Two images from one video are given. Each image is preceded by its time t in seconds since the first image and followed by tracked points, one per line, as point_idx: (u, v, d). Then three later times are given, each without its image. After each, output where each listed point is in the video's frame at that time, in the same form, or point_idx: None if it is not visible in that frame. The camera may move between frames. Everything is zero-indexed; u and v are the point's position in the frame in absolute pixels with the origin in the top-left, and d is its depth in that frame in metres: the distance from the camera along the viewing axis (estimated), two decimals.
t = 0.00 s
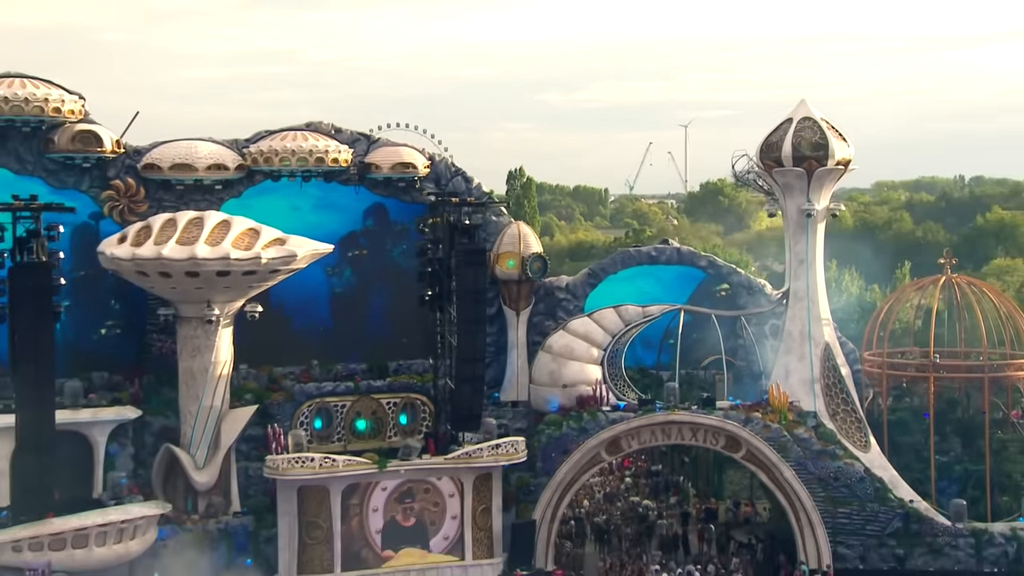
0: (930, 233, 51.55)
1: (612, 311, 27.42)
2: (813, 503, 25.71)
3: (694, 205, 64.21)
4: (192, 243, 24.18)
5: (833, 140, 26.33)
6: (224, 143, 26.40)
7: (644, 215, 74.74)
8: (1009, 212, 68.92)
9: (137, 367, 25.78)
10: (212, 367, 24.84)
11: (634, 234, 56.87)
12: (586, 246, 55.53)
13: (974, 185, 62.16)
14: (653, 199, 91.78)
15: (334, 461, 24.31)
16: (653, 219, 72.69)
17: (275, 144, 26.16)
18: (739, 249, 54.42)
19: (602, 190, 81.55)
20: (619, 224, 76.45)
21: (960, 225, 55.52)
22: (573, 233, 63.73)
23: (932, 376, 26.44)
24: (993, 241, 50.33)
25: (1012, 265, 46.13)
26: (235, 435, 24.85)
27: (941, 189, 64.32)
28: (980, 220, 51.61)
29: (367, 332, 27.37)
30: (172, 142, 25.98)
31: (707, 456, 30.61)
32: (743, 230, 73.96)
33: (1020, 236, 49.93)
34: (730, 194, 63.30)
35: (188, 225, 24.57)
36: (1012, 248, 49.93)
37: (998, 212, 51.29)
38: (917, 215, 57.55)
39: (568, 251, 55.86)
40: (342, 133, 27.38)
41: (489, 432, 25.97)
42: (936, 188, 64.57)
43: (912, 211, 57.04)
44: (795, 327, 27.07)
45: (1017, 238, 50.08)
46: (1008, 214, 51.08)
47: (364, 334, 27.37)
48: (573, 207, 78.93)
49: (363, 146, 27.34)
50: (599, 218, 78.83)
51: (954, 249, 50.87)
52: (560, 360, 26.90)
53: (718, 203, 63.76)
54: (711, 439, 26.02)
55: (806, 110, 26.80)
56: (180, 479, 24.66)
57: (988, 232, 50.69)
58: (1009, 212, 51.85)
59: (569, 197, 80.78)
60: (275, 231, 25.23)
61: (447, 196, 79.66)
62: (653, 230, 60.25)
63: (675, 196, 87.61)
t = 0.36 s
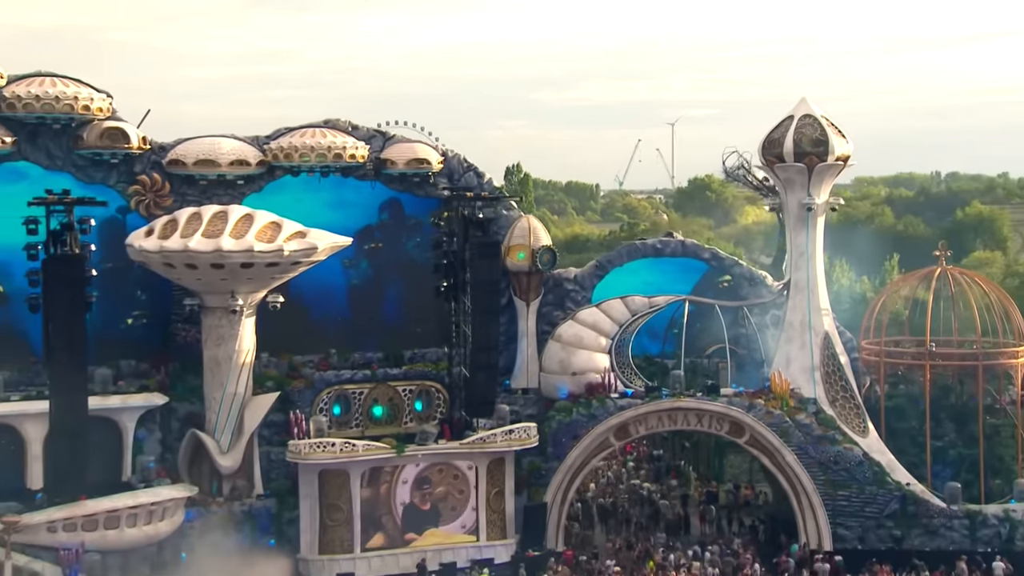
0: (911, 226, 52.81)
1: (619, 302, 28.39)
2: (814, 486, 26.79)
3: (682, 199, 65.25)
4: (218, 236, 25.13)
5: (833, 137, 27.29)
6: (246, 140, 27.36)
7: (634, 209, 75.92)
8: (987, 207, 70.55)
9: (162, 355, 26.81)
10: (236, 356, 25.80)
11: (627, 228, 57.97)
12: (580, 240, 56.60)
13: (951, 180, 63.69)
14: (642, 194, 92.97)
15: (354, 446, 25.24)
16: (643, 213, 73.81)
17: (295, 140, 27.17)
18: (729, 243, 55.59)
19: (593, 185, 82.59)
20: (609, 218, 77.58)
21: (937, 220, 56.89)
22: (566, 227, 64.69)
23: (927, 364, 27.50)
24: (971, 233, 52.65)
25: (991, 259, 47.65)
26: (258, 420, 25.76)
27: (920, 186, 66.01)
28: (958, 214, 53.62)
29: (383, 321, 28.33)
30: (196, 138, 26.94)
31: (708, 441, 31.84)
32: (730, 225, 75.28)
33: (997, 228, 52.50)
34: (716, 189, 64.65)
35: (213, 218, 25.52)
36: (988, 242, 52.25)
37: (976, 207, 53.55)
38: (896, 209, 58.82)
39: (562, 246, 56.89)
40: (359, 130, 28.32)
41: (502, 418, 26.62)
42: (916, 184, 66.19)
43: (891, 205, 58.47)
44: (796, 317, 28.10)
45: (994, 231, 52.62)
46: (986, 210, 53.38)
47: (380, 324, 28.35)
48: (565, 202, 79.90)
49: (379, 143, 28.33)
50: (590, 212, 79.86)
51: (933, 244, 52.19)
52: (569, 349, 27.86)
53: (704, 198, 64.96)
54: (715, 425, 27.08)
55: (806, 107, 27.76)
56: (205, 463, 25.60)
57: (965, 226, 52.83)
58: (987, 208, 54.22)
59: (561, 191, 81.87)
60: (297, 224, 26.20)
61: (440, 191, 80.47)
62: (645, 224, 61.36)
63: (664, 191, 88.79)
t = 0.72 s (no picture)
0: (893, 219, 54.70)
1: (625, 293, 29.47)
2: (813, 469, 27.89)
3: (670, 194, 67.54)
4: (240, 229, 26.11)
5: (830, 133, 28.34)
6: (265, 136, 28.39)
7: (624, 204, 77.16)
8: (967, 202, 72.15)
9: (185, 344, 27.84)
10: (257, 345, 26.82)
11: (621, 222, 59.14)
12: (575, 233, 57.77)
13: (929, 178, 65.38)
14: (631, 190, 94.23)
15: (372, 431, 26.22)
16: (633, 208, 75.04)
17: (312, 137, 28.18)
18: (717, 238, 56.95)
19: (583, 181, 83.81)
20: (600, 213, 78.81)
21: (919, 212, 59.08)
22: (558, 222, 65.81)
23: (922, 353, 28.58)
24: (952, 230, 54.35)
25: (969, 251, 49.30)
26: (279, 406, 26.82)
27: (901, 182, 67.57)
28: (936, 209, 55.62)
29: (397, 312, 29.37)
30: (217, 135, 27.96)
31: (707, 427, 33.52)
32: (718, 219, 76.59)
33: (974, 223, 54.57)
34: (702, 185, 66.58)
35: (235, 212, 26.51)
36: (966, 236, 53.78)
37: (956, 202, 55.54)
38: (875, 205, 60.57)
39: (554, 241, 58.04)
40: (374, 127, 29.31)
41: (513, 405, 27.72)
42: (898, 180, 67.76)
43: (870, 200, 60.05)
44: (795, 307, 29.16)
45: (971, 226, 54.58)
46: (964, 204, 55.46)
47: (393, 312, 29.36)
48: (556, 197, 81.03)
49: (392, 140, 29.32)
50: (580, 206, 81.06)
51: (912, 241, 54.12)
52: (576, 338, 28.89)
53: (691, 194, 66.78)
54: (718, 411, 28.08)
55: (804, 105, 28.81)
56: (228, 448, 26.63)
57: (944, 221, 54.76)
58: (964, 203, 56.35)
59: (553, 186, 83.06)
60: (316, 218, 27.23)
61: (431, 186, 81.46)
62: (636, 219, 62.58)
63: (653, 186, 90.04)
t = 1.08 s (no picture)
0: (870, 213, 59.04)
1: (629, 284, 30.51)
2: (810, 454, 29.01)
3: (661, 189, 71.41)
4: (260, 222, 27.08)
5: (827, 130, 29.41)
6: (282, 133, 29.39)
7: (612, 199, 78.69)
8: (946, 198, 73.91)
9: (204, 332, 28.92)
10: (276, 334, 27.85)
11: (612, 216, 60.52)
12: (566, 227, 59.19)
13: (909, 179, 67.37)
14: (619, 185, 95.56)
15: (388, 417, 27.30)
16: (621, 203, 76.41)
17: (327, 134, 29.17)
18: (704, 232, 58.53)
19: (571, 176, 85.30)
20: (591, 208, 80.17)
21: (893, 207, 64.28)
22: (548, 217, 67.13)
23: (914, 341, 29.68)
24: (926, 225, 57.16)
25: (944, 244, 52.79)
26: (296, 393, 27.81)
27: (882, 179, 69.25)
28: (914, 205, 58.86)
29: (407, 302, 30.51)
30: (235, 132, 28.97)
31: (704, 414, 34.86)
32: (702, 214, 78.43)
33: (949, 217, 57.43)
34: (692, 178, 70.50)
35: (254, 206, 27.46)
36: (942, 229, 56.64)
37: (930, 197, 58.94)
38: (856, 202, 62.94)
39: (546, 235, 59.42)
40: (385, 124, 30.34)
41: (523, 392, 28.73)
42: (879, 177, 69.46)
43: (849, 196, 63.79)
44: (792, 298, 30.24)
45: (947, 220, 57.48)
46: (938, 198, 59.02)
47: (405, 302, 30.48)
48: (544, 192, 82.43)
49: (404, 136, 30.35)
50: (568, 201, 82.50)
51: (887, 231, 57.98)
52: (582, 328, 29.95)
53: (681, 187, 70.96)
54: (719, 397, 29.15)
55: (802, 103, 29.88)
56: (247, 433, 27.54)
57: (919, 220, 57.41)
58: (941, 199, 59.74)
59: (545, 181, 84.29)
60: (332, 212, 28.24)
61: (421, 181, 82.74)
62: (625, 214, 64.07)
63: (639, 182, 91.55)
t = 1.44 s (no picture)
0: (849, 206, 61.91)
1: (631, 276, 31.41)
2: (806, 439, 30.13)
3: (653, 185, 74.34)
4: (277, 216, 28.05)
5: (822, 127, 30.47)
6: (296, 130, 30.39)
7: (599, 193, 80.14)
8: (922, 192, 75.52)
9: (222, 322, 30.04)
10: (292, 324, 28.85)
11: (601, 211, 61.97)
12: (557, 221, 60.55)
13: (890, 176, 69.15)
14: (603, 180, 96.84)
15: (400, 404, 28.24)
16: (608, 198, 77.66)
17: (340, 130, 30.17)
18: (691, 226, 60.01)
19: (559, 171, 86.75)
20: (578, 203, 81.45)
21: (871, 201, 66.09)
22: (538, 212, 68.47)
23: (906, 331, 30.85)
24: (904, 218, 59.57)
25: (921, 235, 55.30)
26: (312, 380, 28.76)
27: (860, 174, 70.75)
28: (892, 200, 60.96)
29: (417, 293, 31.53)
30: (251, 128, 29.97)
31: (701, 400, 36.10)
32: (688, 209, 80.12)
33: (926, 209, 59.93)
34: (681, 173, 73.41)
35: (270, 201, 28.37)
36: (920, 221, 58.78)
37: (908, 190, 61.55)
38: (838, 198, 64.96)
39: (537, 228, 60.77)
40: (396, 121, 31.36)
41: (530, 380, 29.82)
42: (858, 172, 70.98)
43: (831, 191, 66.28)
44: (789, 288, 31.37)
45: (923, 213, 59.60)
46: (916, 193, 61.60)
47: (414, 293, 31.54)
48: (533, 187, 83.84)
49: (413, 133, 31.38)
50: (556, 196, 83.91)
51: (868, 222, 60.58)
52: (587, 318, 30.95)
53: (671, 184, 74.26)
54: (718, 384, 30.28)
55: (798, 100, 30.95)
56: (264, 419, 28.67)
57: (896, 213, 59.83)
58: (918, 193, 61.75)
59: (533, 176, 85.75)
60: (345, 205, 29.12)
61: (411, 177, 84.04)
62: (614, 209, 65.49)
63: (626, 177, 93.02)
